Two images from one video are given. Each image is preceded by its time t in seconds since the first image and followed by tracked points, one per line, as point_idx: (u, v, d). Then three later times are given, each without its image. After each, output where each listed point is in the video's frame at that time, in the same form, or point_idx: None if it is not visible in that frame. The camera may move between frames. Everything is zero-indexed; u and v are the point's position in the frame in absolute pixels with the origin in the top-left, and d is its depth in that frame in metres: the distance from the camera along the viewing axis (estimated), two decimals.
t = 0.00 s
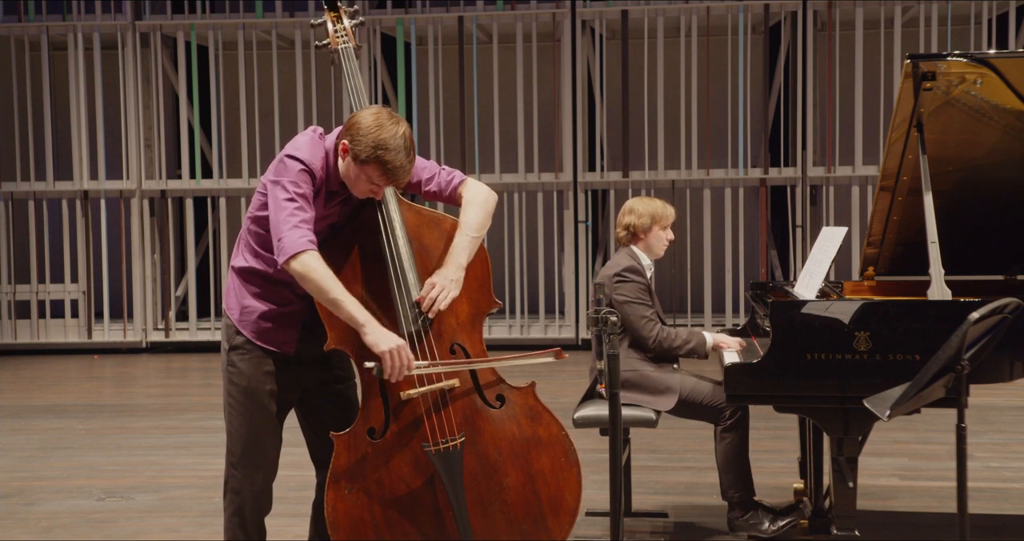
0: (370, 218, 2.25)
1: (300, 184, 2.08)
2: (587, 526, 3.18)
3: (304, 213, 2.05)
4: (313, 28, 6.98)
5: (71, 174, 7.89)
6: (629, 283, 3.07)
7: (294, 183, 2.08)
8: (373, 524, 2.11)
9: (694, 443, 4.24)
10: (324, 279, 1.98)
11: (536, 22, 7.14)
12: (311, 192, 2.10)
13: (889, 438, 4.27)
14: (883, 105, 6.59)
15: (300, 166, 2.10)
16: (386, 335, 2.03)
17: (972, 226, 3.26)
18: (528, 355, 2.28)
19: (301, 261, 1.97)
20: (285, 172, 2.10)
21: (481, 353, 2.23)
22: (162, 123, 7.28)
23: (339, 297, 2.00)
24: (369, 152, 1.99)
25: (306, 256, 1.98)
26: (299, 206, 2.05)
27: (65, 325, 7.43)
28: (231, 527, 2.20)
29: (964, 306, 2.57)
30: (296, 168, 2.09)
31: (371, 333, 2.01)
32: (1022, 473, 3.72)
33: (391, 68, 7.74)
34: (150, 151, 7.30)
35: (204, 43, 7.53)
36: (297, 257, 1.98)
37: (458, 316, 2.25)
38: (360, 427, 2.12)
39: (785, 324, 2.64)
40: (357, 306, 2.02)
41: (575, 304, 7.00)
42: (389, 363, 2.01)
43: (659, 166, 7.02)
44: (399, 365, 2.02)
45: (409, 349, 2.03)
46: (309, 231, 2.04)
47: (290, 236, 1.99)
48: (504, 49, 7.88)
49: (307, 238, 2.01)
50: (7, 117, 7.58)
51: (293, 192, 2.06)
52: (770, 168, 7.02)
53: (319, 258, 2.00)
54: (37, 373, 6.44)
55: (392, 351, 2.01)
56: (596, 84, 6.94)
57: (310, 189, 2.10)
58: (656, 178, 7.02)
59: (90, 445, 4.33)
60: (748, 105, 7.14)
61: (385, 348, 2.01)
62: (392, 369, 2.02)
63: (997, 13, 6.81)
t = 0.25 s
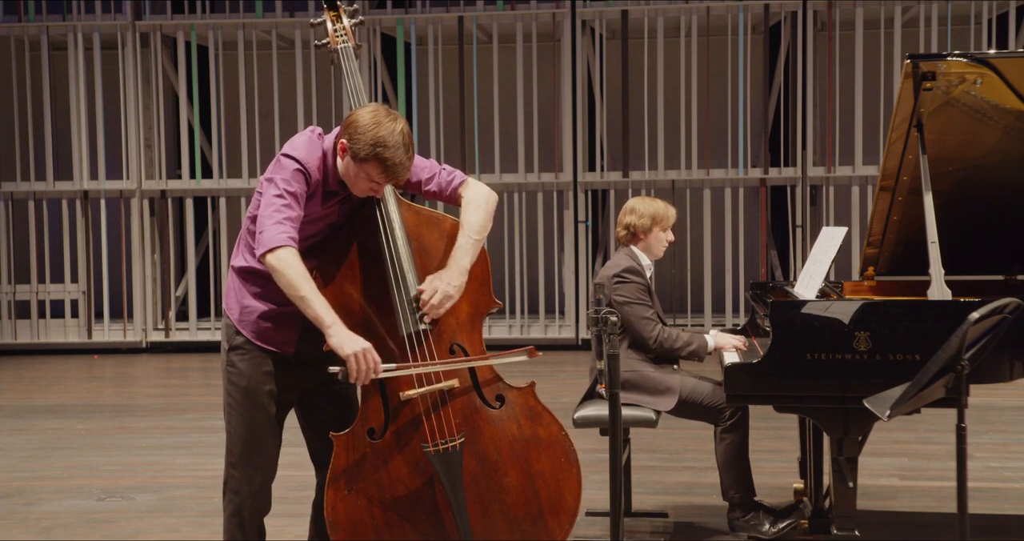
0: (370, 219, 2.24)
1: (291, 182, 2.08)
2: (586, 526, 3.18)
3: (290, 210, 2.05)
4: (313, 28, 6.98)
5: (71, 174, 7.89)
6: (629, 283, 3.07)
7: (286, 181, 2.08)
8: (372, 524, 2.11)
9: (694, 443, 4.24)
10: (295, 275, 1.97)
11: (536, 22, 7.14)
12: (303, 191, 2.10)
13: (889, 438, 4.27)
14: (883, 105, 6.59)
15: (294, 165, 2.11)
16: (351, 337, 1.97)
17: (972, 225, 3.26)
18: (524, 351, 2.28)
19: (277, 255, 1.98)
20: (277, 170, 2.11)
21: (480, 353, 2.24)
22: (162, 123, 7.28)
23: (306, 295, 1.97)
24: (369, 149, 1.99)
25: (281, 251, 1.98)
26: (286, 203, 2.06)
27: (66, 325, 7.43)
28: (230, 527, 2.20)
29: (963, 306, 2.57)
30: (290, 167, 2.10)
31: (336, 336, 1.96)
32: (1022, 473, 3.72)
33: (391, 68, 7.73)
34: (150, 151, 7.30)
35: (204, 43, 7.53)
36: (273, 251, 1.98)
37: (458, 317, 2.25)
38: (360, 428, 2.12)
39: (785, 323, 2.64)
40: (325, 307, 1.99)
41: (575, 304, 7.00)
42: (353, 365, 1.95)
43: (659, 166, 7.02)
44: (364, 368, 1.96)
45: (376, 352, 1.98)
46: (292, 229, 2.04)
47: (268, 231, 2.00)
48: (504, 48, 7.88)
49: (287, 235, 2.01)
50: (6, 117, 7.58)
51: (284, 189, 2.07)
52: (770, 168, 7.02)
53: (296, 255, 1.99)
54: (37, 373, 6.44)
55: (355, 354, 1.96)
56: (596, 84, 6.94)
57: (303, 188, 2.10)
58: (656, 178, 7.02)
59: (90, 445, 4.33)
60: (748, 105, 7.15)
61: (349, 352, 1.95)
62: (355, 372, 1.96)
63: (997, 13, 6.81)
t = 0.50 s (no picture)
0: (369, 219, 2.24)
1: (282, 180, 2.09)
2: (586, 527, 3.18)
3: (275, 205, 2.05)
4: (313, 28, 6.98)
5: (71, 174, 7.89)
6: (627, 285, 3.07)
7: (277, 179, 2.09)
8: (372, 525, 2.11)
9: (694, 443, 4.24)
10: (265, 268, 1.96)
11: (536, 22, 7.14)
12: (296, 189, 2.10)
13: (889, 438, 4.27)
14: (883, 106, 6.59)
15: (288, 164, 2.12)
16: (315, 333, 1.95)
17: (972, 225, 3.26)
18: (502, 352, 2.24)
19: (251, 247, 1.97)
20: (272, 168, 2.12)
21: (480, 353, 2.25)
22: (162, 123, 7.28)
23: (273, 288, 1.96)
24: (365, 154, 1.99)
25: (257, 243, 1.98)
26: (274, 199, 2.06)
27: (66, 325, 7.43)
28: (230, 528, 2.20)
29: (963, 306, 2.57)
30: (284, 166, 2.11)
31: (298, 331, 1.94)
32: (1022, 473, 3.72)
33: (391, 68, 7.73)
34: (150, 151, 7.30)
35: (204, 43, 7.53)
36: (248, 243, 1.98)
37: (457, 317, 2.26)
38: (360, 428, 2.12)
39: (785, 323, 2.64)
40: (291, 302, 1.97)
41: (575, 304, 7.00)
42: (315, 359, 1.93)
43: (659, 166, 7.02)
44: (327, 363, 1.93)
45: (340, 348, 1.95)
46: (274, 223, 2.03)
47: (248, 223, 2.01)
48: (504, 48, 7.88)
49: (266, 228, 2.01)
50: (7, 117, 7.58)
51: (273, 186, 2.08)
52: (770, 168, 7.02)
53: (270, 248, 1.99)
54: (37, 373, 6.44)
55: (318, 349, 1.93)
56: (596, 84, 6.94)
57: (295, 186, 2.11)
58: (656, 178, 7.02)
59: (90, 445, 4.33)
60: (748, 105, 7.14)
61: (311, 347, 1.93)
62: (319, 368, 1.93)
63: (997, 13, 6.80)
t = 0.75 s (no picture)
0: (369, 219, 2.24)
1: (279, 172, 2.09)
2: (586, 526, 3.18)
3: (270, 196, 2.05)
4: (313, 28, 6.98)
5: (71, 174, 7.89)
6: (626, 288, 3.06)
7: (273, 172, 2.09)
8: (372, 525, 2.11)
9: (694, 443, 4.24)
10: (254, 254, 1.94)
11: (536, 22, 7.14)
12: (292, 182, 2.10)
13: (889, 438, 4.27)
14: (883, 106, 6.60)
15: (285, 159, 2.11)
16: (297, 321, 1.89)
17: (972, 225, 3.26)
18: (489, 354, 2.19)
19: (244, 233, 1.96)
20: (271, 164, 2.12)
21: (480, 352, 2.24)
22: (162, 123, 7.28)
23: (260, 274, 1.93)
24: (362, 158, 1.99)
25: (249, 230, 1.97)
26: (271, 190, 2.06)
27: (66, 325, 7.43)
28: (231, 529, 2.20)
29: (963, 307, 2.57)
30: (281, 161, 2.11)
31: (280, 318, 1.89)
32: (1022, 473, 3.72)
33: (391, 68, 7.73)
34: (150, 151, 7.30)
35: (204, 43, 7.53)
36: (242, 230, 1.97)
37: (458, 317, 2.26)
38: (360, 428, 2.12)
39: (784, 323, 2.64)
40: (277, 292, 1.93)
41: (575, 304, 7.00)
42: (293, 348, 1.85)
43: (659, 166, 7.02)
44: (307, 352, 1.86)
45: (321, 339, 1.88)
46: (270, 213, 2.02)
47: (243, 211, 2.00)
48: (504, 49, 7.88)
49: (262, 217, 2.00)
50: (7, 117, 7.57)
51: (269, 177, 2.08)
52: (770, 168, 7.02)
53: (263, 238, 1.97)
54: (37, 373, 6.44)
55: (297, 338, 1.86)
56: (596, 84, 6.94)
57: (293, 180, 2.10)
58: (656, 178, 7.02)
59: (90, 445, 4.33)
60: (748, 105, 7.15)
61: (291, 336, 1.86)
62: (297, 358, 1.86)
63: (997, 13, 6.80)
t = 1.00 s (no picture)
0: (369, 218, 2.24)
1: (296, 181, 2.09)
2: (586, 527, 3.18)
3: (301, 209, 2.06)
4: (313, 28, 6.98)
5: (71, 174, 7.89)
6: (622, 289, 3.06)
7: (291, 181, 2.08)
8: (372, 525, 2.11)
9: (694, 443, 4.24)
10: (322, 272, 1.99)
11: (536, 22, 7.14)
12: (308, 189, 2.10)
13: (889, 438, 4.27)
14: (883, 106, 6.60)
15: (295, 164, 2.10)
16: (385, 329, 2.02)
17: (972, 225, 3.26)
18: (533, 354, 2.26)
19: (302, 254, 1.98)
20: (281, 170, 2.10)
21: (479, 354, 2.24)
22: (162, 123, 7.28)
23: (337, 291, 1.99)
24: (361, 157, 1.99)
25: (304, 250, 1.99)
26: (298, 202, 2.06)
27: (66, 325, 7.43)
28: (230, 529, 2.20)
29: (963, 307, 2.57)
30: (292, 166, 2.10)
31: (371, 328, 2.01)
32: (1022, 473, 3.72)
33: (391, 68, 7.73)
34: (150, 151, 7.30)
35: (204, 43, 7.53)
36: (297, 251, 1.99)
37: (457, 317, 2.25)
38: (360, 428, 2.12)
39: (784, 323, 2.64)
40: (359, 301, 2.02)
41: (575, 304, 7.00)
42: (388, 359, 2.01)
43: (659, 166, 7.02)
44: (399, 359, 2.02)
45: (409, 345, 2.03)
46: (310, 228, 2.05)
47: (289, 231, 2.01)
48: (504, 49, 7.88)
49: (308, 234, 2.02)
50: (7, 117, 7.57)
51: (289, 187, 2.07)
52: (770, 168, 7.02)
53: (320, 254, 2.01)
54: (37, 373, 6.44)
55: (391, 348, 2.00)
56: (596, 84, 6.94)
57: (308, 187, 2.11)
58: (656, 178, 7.02)
59: (90, 445, 4.33)
60: (748, 105, 7.15)
61: (384, 345, 2.00)
62: (390, 364, 2.02)
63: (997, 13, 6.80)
